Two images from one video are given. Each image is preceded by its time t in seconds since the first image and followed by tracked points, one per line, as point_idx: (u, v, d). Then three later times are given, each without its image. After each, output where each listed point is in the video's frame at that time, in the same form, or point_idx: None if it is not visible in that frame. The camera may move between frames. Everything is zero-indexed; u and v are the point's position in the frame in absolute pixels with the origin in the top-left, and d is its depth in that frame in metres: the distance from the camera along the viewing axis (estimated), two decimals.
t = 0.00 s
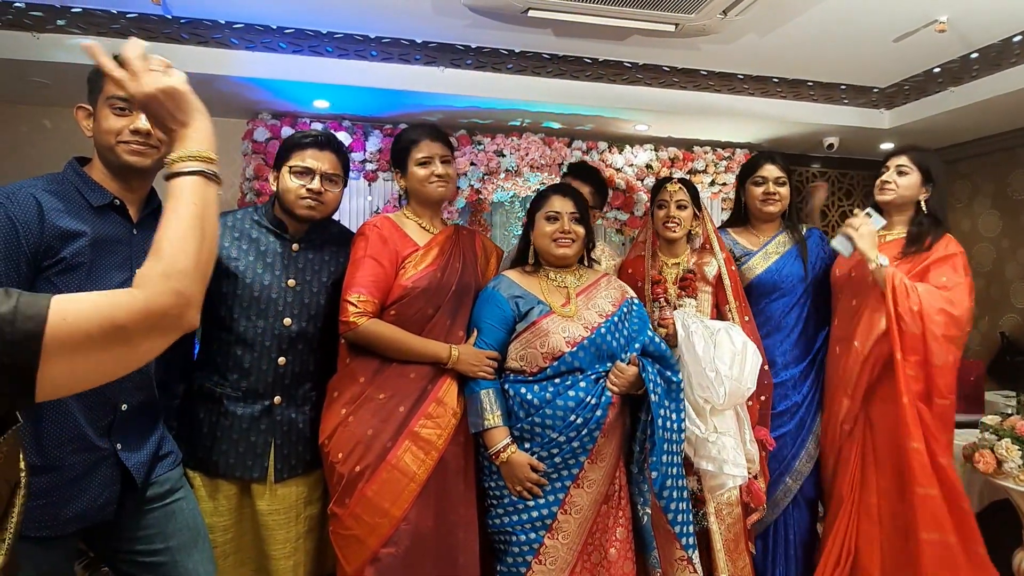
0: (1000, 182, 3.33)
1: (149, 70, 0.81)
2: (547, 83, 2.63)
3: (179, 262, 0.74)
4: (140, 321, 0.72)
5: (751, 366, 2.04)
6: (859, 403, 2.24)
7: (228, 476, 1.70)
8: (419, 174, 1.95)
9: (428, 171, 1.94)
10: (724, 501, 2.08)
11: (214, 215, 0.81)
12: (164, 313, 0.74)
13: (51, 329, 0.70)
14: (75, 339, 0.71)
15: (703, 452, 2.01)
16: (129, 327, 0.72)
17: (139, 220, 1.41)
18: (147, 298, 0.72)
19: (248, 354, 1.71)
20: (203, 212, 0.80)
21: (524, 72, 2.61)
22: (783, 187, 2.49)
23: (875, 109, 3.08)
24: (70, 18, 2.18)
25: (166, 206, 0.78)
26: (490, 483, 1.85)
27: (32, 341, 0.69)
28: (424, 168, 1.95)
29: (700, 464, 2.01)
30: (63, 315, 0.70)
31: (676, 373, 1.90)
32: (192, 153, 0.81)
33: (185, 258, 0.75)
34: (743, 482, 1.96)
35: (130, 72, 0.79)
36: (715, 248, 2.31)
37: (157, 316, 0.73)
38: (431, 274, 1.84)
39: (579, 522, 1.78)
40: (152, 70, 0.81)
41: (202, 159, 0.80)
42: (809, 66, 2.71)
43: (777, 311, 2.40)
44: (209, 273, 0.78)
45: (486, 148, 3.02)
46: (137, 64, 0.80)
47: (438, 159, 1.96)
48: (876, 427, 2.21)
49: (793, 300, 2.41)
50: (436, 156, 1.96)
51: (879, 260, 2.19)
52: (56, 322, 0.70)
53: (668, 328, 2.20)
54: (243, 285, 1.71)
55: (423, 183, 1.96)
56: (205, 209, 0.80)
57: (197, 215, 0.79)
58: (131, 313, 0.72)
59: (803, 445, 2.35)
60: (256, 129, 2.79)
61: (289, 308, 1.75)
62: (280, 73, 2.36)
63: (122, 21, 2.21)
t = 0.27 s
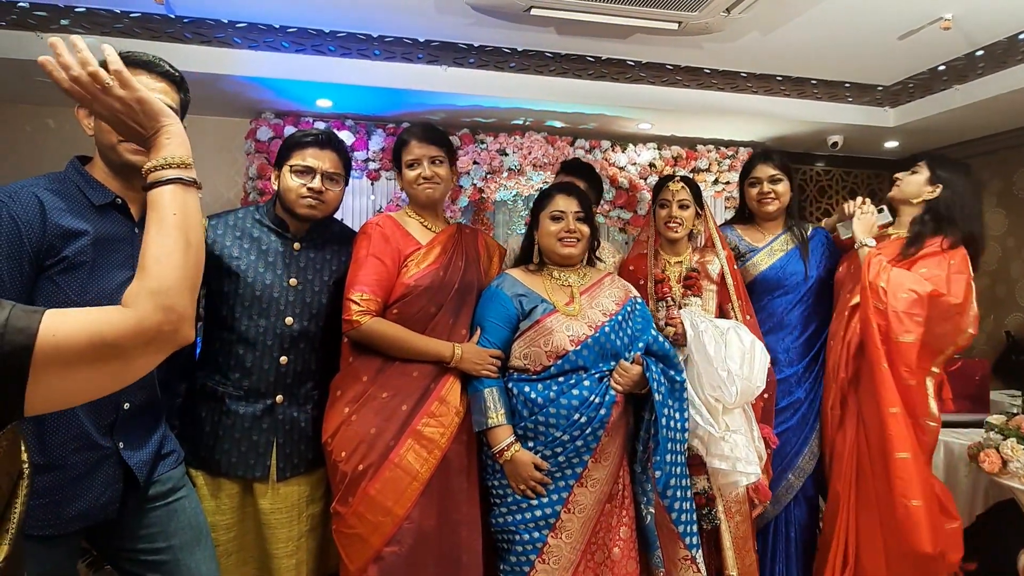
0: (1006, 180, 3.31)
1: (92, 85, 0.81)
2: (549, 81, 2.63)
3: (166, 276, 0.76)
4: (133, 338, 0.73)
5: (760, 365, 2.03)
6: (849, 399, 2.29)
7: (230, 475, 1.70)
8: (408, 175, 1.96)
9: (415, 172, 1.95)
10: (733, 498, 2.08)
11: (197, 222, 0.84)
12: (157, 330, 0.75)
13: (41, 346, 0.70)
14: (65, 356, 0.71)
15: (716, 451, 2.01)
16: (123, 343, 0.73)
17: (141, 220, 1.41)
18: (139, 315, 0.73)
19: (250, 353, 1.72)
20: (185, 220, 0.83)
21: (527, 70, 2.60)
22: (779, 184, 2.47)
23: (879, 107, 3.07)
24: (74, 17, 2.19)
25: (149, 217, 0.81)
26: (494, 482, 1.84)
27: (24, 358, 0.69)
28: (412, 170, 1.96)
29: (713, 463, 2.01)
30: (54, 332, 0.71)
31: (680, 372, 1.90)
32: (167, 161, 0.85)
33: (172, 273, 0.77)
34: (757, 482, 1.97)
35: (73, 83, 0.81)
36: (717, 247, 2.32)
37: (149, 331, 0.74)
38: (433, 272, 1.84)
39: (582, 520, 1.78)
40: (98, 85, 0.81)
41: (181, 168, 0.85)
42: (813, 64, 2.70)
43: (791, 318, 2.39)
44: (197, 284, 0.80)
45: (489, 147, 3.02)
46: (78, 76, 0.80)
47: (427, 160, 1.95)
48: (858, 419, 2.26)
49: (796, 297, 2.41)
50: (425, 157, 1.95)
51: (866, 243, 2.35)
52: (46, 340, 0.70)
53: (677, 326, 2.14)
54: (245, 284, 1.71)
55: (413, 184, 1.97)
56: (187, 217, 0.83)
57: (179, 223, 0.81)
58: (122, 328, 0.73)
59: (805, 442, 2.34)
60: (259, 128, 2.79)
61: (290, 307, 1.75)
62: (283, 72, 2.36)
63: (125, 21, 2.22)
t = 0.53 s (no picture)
0: (1010, 179, 3.30)
1: (155, 93, 0.86)
2: (552, 81, 2.63)
3: (170, 280, 0.76)
4: (129, 339, 0.73)
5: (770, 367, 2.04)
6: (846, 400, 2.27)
7: (234, 473, 1.70)
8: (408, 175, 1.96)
9: (415, 172, 1.95)
10: (736, 498, 2.09)
11: (220, 235, 0.85)
12: (152, 332, 0.75)
13: (36, 347, 0.70)
14: (60, 357, 0.71)
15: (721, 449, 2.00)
16: (120, 345, 0.73)
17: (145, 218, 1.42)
18: (137, 316, 0.73)
19: (253, 353, 1.72)
20: (208, 230, 0.83)
21: (529, 69, 2.60)
22: (786, 184, 2.47)
23: (883, 106, 3.06)
24: (77, 17, 2.19)
25: (173, 223, 0.82)
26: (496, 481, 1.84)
27: (18, 358, 0.69)
28: (413, 169, 1.96)
29: (717, 463, 2.00)
30: (49, 333, 0.71)
31: (683, 372, 1.90)
32: (205, 172, 0.86)
33: (178, 277, 0.77)
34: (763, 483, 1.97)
35: (140, 89, 0.85)
36: (722, 246, 2.32)
37: (147, 334, 0.74)
38: (436, 272, 1.84)
39: (585, 520, 1.78)
40: (161, 93, 0.86)
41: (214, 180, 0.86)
42: (817, 62, 2.69)
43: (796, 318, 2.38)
44: (203, 292, 0.80)
45: (491, 146, 3.02)
46: (146, 83, 0.85)
47: (427, 160, 1.95)
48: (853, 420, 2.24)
49: (799, 295, 2.39)
50: (424, 158, 1.95)
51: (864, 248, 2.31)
52: (42, 341, 0.70)
53: (692, 321, 2.08)
54: (248, 283, 1.71)
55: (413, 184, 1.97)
56: (212, 226, 0.84)
57: (201, 233, 0.82)
58: (119, 331, 0.73)
59: (806, 442, 2.34)
60: (263, 128, 2.78)
61: (294, 306, 1.75)
62: (286, 72, 2.37)
63: (129, 20, 2.22)
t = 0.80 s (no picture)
0: (1014, 178, 3.28)
1: (208, 106, 1.01)
2: (554, 80, 2.62)
3: (177, 281, 0.78)
4: (131, 335, 0.74)
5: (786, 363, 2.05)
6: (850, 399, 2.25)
7: (237, 472, 1.71)
8: (411, 175, 1.97)
9: (417, 173, 1.95)
10: (735, 497, 2.08)
11: (237, 242, 0.89)
12: (153, 330, 0.76)
13: (36, 342, 0.70)
14: (61, 352, 0.71)
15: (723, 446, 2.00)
16: (121, 340, 0.74)
17: (148, 218, 1.42)
18: (140, 311, 0.74)
19: (257, 351, 1.72)
20: (224, 237, 0.87)
21: (531, 68, 2.60)
22: (789, 184, 2.47)
23: (886, 104, 3.05)
24: (80, 16, 2.19)
25: (196, 227, 0.87)
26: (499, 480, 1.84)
27: (18, 354, 0.68)
28: (416, 169, 1.96)
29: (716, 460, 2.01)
30: (50, 328, 0.70)
31: (686, 371, 1.89)
32: (235, 188, 0.93)
33: (185, 279, 0.79)
34: (759, 482, 1.98)
35: (195, 102, 1.01)
36: (728, 247, 2.30)
37: (148, 331, 0.75)
38: (439, 271, 1.84)
39: (587, 520, 1.78)
40: (213, 107, 1.00)
41: (237, 193, 0.92)
42: (820, 61, 2.68)
43: (794, 317, 2.38)
44: (207, 296, 0.82)
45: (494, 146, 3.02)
46: (201, 97, 1.00)
47: (429, 160, 1.95)
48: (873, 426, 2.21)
49: (800, 295, 2.39)
50: (427, 158, 1.95)
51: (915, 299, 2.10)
52: (43, 337, 0.70)
53: (708, 316, 2.11)
54: (251, 283, 1.71)
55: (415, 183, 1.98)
56: (229, 234, 0.88)
57: (217, 238, 0.85)
58: (122, 327, 0.73)
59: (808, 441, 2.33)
60: (265, 127, 2.79)
61: (297, 305, 1.75)
62: (289, 71, 2.37)
63: (131, 20, 2.22)
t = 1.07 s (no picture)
0: (1015, 177, 3.28)
1: (237, 113, 1.04)
2: (556, 78, 2.62)
3: (182, 280, 0.79)
4: (132, 332, 0.74)
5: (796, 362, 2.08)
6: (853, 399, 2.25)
7: (240, 470, 1.71)
8: (442, 171, 1.96)
9: (451, 168, 1.97)
10: (734, 497, 2.08)
11: (247, 249, 0.89)
12: (154, 327, 0.76)
13: (39, 340, 0.70)
14: (63, 349, 0.71)
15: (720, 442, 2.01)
16: (124, 337, 0.74)
17: (151, 217, 1.42)
18: (143, 308, 0.75)
19: (259, 350, 1.72)
20: (235, 242, 0.87)
21: (532, 67, 2.60)
22: (790, 187, 2.47)
23: (888, 103, 3.05)
24: (81, 16, 2.19)
25: (208, 232, 0.86)
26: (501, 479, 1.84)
27: (20, 350, 0.69)
28: (448, 166, 1.97)
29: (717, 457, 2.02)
30: (51, 326, 0.70)
31: (688, 371, 1.89)
32: (250, 196, 0.94)
33: (188, 278, 0.79)
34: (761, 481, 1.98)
35: (228, 109, 1.04)
36: (733, 248, 2.30)
37: (149, 328, 0.76)
38: (440, 270, 1.84)
39: (588, 519, 1.78)
40: (241, 115, 1.03)
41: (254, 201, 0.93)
42: (821, 59, 2.68)
43: (789, 316, 2.38)
44: (210, 297, 0.82)
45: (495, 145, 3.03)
46: (232, 105, 1.04)
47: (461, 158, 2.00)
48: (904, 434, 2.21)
49: (798, 295, 2.39)
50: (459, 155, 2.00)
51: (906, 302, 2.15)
52: (45, 333, 0.70)
53: (724, 313, 2.08)
54: (254, 281, 1.71)
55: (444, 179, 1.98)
56: (239, 239, 0.88)
57: (228, 242, 0.86)
58: (124, 324, 0.74)
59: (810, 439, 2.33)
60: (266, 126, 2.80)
61: (299, 304, 1.76)
62: (290, 71, 2.37)
63: (133, 19, 2.23)
